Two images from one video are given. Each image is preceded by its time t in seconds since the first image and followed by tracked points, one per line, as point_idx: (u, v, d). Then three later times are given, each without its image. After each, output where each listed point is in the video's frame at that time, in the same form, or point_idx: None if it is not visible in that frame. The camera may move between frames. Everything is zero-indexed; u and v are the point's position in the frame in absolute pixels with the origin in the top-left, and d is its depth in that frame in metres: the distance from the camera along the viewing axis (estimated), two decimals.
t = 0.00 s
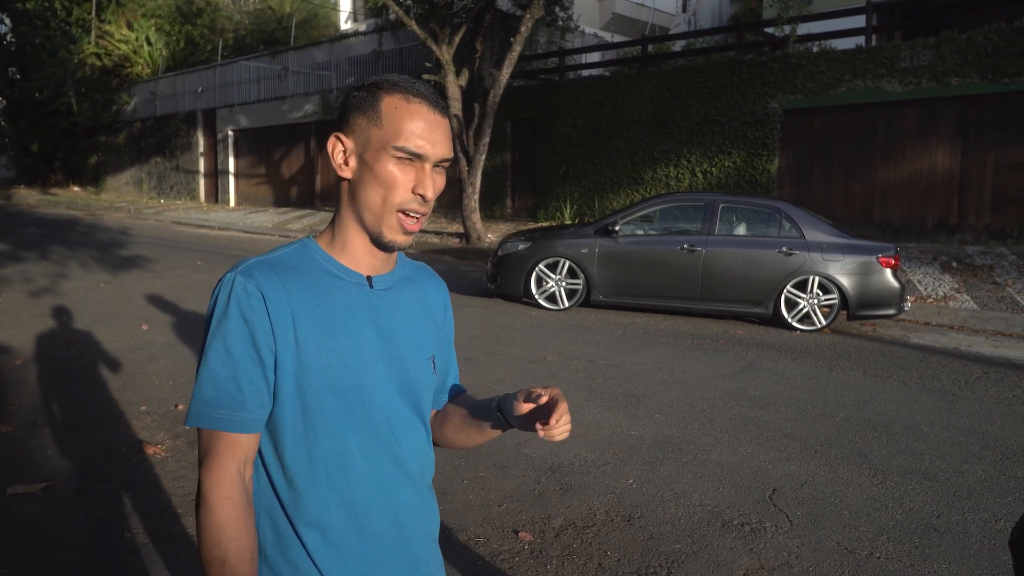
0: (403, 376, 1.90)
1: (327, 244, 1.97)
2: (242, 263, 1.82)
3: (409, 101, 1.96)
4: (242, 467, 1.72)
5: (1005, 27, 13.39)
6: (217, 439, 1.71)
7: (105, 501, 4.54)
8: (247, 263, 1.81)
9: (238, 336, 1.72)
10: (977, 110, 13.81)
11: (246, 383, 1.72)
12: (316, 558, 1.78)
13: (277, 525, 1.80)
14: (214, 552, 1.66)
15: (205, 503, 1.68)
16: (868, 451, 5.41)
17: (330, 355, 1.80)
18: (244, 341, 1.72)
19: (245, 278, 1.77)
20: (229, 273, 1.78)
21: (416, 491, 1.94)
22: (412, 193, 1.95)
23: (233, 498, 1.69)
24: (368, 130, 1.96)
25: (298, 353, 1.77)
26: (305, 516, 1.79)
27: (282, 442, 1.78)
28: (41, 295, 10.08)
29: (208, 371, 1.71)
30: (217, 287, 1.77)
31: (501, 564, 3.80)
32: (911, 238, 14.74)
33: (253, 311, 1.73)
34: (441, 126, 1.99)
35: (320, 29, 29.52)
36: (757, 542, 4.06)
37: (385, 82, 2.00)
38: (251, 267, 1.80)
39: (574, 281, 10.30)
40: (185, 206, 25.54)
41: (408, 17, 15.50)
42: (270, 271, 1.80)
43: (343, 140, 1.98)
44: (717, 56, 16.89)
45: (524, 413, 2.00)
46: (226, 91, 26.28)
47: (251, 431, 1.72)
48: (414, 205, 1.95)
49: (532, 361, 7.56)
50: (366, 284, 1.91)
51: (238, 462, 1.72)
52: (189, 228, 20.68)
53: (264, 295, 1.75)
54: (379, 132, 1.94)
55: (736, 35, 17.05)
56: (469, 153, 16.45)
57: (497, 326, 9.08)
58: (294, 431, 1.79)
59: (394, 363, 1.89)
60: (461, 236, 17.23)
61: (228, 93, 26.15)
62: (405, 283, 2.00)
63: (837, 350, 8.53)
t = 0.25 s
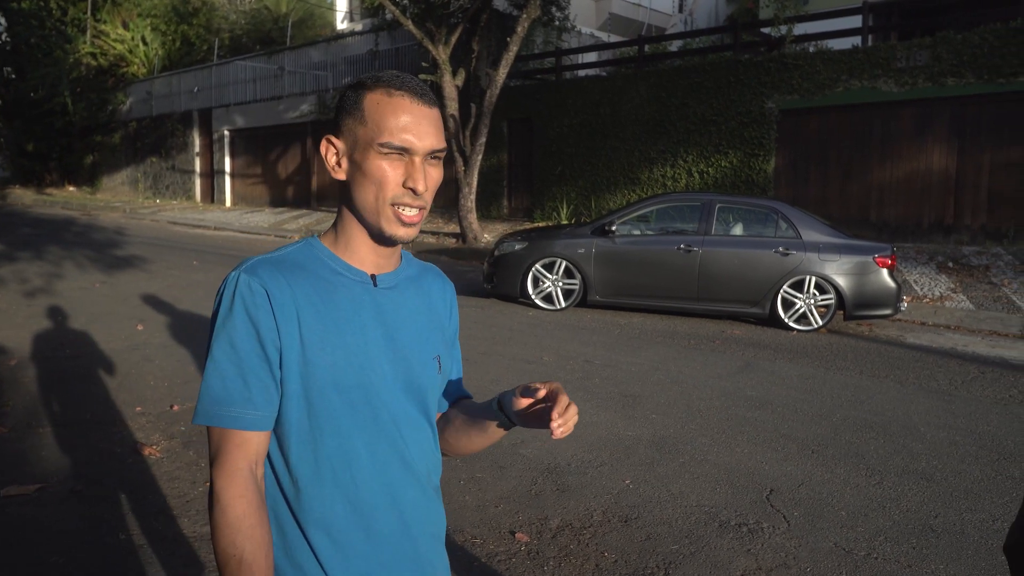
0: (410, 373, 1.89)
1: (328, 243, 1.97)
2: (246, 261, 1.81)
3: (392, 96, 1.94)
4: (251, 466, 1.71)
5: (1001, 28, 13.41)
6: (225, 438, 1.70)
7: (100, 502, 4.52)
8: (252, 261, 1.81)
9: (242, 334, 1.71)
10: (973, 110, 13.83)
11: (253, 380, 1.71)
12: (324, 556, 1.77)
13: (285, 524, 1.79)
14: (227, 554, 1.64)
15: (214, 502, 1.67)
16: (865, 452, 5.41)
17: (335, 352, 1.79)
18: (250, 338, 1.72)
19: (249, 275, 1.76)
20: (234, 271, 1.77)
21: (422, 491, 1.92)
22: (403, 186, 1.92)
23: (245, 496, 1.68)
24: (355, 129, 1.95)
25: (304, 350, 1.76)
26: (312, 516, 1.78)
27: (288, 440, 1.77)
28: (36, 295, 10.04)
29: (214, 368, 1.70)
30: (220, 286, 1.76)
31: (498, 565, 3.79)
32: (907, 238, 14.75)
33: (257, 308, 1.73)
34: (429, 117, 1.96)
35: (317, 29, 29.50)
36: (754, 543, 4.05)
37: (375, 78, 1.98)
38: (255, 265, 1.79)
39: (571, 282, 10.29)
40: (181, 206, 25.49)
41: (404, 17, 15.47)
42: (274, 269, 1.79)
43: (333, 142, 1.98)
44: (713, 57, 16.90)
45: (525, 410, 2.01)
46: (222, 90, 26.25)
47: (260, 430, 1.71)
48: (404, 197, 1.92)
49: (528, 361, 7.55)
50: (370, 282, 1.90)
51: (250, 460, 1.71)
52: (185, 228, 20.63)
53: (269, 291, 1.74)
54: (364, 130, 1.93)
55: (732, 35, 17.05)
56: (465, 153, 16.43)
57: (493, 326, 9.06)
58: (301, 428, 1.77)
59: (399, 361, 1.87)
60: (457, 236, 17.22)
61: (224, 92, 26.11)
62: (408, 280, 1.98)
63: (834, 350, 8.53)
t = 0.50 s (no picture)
0: (407, 374, 1.88)
1: (325, 246, 1.95)
2: (241, 265, 1.80)
3: (391, 102, 1.91)
4: (249, 471, 1.70)
5: (997, 28, 13.42)
6: (223, 444, 1.68)
7: (95, 504, 4.50)
8: (247, 265, 1.80)
9: (240, 340, 1.71)
10: (969, 110, 13.84)
11: (251, 385, 1.70)
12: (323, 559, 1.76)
13: (285, 530, 1.78)
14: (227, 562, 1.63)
15: (212, 507, 1.66)
16: (862, 452, 5.41)
17: (332, 354, 1.79)
18: (247, 342, 1.71)
19: (245, 280, 1.75)
20: (229, 276, 1.76)
21: (421, 492, 1.91)
22: (408, 194, 1.91)
23: (243, 500, 1.67)
24: (353, 135, 1.92)
25: (301, 353, 1.76)
26: (310, 520, 1.77)
27: (285, 443, 1.76)
28: (31, 296, 10.01)
29: (212, 374, 1.69)
30: (215, 291, 1.75)
31: (496, 566, 3.78)
32: (904, 238, 14.77)
33: (254, 311, 1.72)
34: (427, 121, 1.95)
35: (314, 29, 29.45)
36: (752, 543, 4.05)
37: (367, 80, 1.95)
38: (251, 269, 1.79)
39: (568, 282, 10.28)
40: (177, 207, 25.43)
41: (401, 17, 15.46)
42: (270, 273, 1.79)
43: (330, 148, 1.94)
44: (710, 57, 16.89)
45: (517, 391, 1.97)
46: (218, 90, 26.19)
47: (258, 435, 1.70)
48: (410, 205, 1.91)
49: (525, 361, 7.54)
50: (365, 283, 1.90)
51: (247, 466, 1.69)
52: (181, 228, 20.59)
53: (266, 296, 1.74)
54: (365, 138, 1.90)
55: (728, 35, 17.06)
56: (462, 153, 16.41)
57: (490, 327, 9.05)
58: (298, 431, 1.77)
59: (395, 361, 1.87)
60: (454, 236, 17.21)
61: (220, 92, 26.05)
62: (402, 280, 1.98)
63: (831, 350, 8.53)
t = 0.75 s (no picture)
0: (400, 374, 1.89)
1: (317, 247, 1.93)
2: (234, 266, 1.79)
3: (382, 103, 1.89)
4: (243, 473, 1.69)
5: (993, 28, 13.43)
6: (219, 447, 1.68)
7: (91, 505, 4.47)
8: (240, 265, 1.79)
9: (236, 342, 1.70)
10: (964, 111, 13.86)
11: (247, 387, 1.69)
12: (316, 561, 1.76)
13: (280, 533, 1.78)
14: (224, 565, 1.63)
15: (207, 511, 1.65)
16: (859, 452, 5.41)
17: (326, 355, 1.79)
18: (242, 344, 1.70)
19: (239, 280, 1.74)
20: (222, 277, 1.75)
21: (414, 495, 1.91)
22: (406, 195, 1.90)
23: (238, 504, 1.66)
24: (345, 138, 1.89)
25: (295, 355, 1.76)
26: (304, 522, 1.76)
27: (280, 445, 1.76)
28: (26, 296, 9.97)
29: (206, 377, 1.69)
30: (208, 292, 1.74)
31: (493, 566, 3.77)
32: (899, 238, 14.79)
33: (249, 312, 1.72)
34: (418, 119, 1.94)
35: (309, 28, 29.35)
36: (750, 543, 4.04)
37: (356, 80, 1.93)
38: (245, 270, 1.78)
39: (564, 282, 10.27)
40: (172, 207, 25.37)
41: (396, 17, 15.43)
42: (264, 274, 1.78)
43: (322, 153, 1.91)
44: (706, 57, 16.91)
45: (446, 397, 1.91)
46: (213, 90, 26.12)
47: (253, 437, 1.70)
48: (409, 206, 1.90)
49: (522, 361, 7.53)
50: (358, 282, 1.89)
51: (240, 468, 1.69)
52: (176, 228, 20.54)
53: (261, 297, 1.74)
54: (358, 141, 1.88)
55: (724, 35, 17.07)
56: (458, 153, 16.40)
57: (487, 327, 9.04)
58: (292, 433, 1.77)
59: (388, 362, 1.87)
60: (450, 236, 17.20)
61: (215, 92, 25.99)
62: (392, 281, 1.98)
63: (827, 350, 8.53)
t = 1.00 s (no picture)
0: (391, 375, 1.88)
1: (307, 246, 1.91)
2: (226, 267, 1.77)
3: (369, 99, 1.87)
4: (237, 478, 1.69)
5: (988, 28, 13.46)
6: (211, 452, 1.67)
7: (88, 506, 4.45)
8: (232, 266, 1.77)
9: (228, 346, 1.68)
10: (960, 111, 13.89)
11: (240, 392, 1.68)
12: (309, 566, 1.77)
13: (272, 537, 1.78)
14: (218, 572, 1.63)
15: (200, 518, 1.65)
16: (858, 452, 5.40)
17: (320, 359, 1.78)
18: (234, 349, 1.69)
19: (231, 282, 1.72)
20: (213, 279, 1.73)
21: (404, 497, 1.92)
22: (398, 191, 1.90)
23: (231, 511, 1.66)
24: (333, 136, 1.87)
25: (288, 358, 1.75)
26: (296, 526, 1.76)
27: (273, 449, 1.75)
28: (21, 296, 9.94)
29: (198, 383, 1.67)
30: (199, 295, 1.72)
31: (493, 566, 3.76)
32: (896, 238, 14.81)
33: (241, 316, 1.70)
34: (406, 113, 1.92)
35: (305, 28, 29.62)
36: (749, 543, 4.04)
37: (342, 76, 1.90)
38: (236, 272, 1.76)
39: (561, 282, 10.26)
40: (168, 207, 25.30)
41: (393, 17, 15.41)
42: (256, 275, 1.76)
43: (310, 151, 1.89)
44: (702, 57, 16.92)
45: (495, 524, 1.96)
46: (209, 90, 26.05)
47: (245, 442, 1.69)
48: (401, 202, 1.90)
49: (520, 361, 7.52)
50: (349, 283, 1.88)
51: (232, 474, 1.69)
52: (172, 227, 20.49)
53: (254, 300, 1.72)
54: (347, 139, 1.86)
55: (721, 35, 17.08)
56: (454, 152, 16.38)
57: (484, 327, 9.03)
58: (285, 436, 1.76)
59: (380, 363, 1.87)
60: (447, 236, 17.18)
61: (211, 92, 25.91)
62: (383, 279, 1.97)
63: (824, 350, 8.54)
